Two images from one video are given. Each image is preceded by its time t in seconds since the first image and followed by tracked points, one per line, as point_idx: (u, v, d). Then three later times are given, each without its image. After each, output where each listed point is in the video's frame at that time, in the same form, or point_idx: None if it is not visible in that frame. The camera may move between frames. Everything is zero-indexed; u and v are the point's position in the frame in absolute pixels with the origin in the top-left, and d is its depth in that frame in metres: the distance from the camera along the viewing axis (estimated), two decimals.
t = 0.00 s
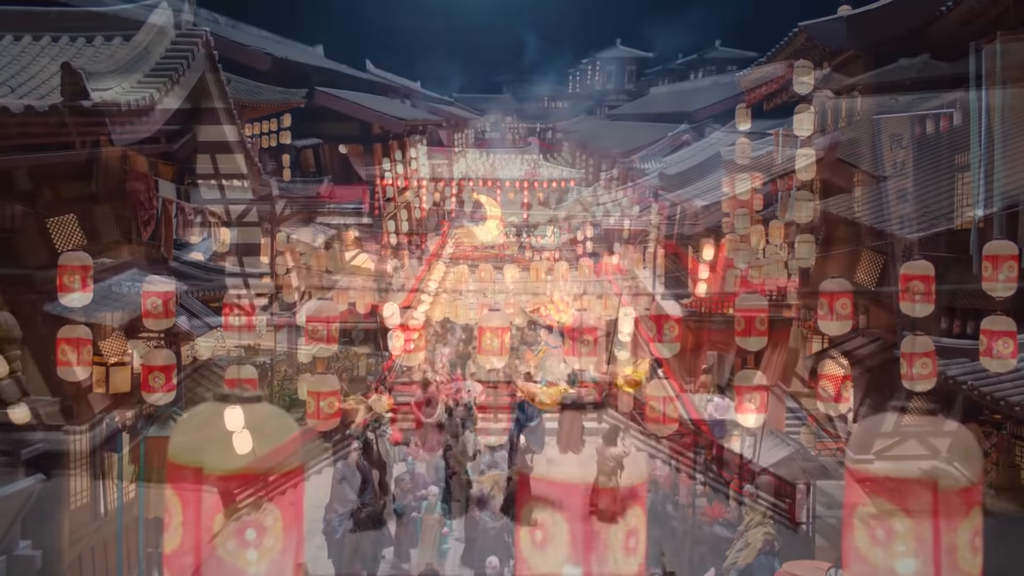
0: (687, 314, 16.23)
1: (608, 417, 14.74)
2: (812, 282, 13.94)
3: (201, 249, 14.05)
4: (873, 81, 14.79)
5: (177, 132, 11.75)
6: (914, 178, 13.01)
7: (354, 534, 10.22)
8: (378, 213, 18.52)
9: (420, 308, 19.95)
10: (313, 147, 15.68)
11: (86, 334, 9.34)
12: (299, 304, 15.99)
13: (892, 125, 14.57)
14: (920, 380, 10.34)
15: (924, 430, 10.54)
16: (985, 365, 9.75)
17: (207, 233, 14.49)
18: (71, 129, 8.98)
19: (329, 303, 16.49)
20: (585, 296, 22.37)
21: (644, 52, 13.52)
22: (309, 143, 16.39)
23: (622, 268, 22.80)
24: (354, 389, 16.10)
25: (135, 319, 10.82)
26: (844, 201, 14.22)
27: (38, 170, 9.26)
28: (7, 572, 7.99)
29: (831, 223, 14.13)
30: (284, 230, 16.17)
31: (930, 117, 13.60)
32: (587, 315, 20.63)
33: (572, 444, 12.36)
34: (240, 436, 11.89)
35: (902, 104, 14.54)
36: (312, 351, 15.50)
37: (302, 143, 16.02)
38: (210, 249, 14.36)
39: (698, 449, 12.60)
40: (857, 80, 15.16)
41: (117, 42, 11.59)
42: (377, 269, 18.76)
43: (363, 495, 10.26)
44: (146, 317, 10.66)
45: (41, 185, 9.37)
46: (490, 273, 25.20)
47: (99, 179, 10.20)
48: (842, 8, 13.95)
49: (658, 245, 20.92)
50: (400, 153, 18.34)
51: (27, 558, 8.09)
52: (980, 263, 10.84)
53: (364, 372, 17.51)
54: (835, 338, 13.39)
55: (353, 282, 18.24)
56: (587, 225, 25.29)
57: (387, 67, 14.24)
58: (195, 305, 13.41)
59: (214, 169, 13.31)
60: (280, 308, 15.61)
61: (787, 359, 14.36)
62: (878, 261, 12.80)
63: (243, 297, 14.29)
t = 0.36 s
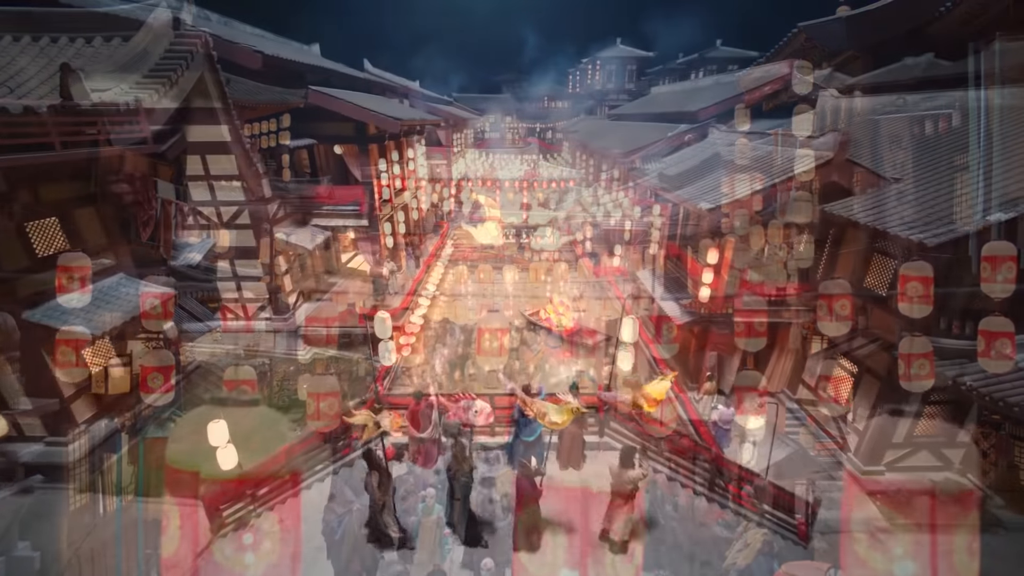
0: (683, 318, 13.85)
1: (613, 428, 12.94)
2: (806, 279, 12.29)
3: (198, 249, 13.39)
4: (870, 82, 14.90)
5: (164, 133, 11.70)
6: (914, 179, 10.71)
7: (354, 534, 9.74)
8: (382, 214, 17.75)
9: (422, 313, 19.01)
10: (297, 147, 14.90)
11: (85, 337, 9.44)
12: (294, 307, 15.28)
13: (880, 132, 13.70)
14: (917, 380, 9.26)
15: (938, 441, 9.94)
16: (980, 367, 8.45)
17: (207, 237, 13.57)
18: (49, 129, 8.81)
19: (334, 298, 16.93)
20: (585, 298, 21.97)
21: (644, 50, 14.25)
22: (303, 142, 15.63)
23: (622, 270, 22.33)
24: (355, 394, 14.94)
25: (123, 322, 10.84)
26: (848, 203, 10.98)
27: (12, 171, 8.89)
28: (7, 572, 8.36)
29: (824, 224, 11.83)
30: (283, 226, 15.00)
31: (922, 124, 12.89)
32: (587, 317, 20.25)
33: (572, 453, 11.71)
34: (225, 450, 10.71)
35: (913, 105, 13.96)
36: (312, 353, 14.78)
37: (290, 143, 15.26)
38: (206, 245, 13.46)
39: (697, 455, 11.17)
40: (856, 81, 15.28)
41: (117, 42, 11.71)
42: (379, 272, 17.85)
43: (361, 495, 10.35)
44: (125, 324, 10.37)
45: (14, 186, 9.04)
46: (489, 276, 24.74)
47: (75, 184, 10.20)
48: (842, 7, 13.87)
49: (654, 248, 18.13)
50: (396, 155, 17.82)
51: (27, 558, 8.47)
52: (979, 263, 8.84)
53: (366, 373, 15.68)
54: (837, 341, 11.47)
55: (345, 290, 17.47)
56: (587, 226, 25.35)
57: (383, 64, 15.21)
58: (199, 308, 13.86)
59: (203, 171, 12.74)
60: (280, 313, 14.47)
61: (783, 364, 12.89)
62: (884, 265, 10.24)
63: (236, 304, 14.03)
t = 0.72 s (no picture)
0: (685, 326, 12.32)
1: (615, 441, 9.73)
2: (809, 281, 11.51)
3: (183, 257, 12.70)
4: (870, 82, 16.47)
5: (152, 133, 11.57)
6: (925, 179, 9.46)
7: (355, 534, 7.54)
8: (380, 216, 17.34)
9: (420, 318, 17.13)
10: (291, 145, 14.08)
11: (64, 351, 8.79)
12: (287, 311, 14.94)
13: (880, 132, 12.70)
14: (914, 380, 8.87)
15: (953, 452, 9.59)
16: (977, 366, 8.14)
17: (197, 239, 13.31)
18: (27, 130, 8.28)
19: (335, 298, 17.07)
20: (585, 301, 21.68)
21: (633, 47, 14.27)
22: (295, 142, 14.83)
23: (623, 272, 22.09)
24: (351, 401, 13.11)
25: (113, 330, 10.37)
26: (855, 204, 9.71)
27: None
28: None
29: (830, 225, 10.78)
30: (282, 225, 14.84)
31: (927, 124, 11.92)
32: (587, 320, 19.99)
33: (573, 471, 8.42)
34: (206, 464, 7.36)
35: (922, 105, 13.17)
36: (305, 356, 14.25)
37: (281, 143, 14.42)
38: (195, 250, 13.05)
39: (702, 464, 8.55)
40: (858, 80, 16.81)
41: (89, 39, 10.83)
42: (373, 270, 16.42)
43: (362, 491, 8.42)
44: (108, 331, 10.01)
45: None
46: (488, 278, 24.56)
47: (61, 185, 9.69)
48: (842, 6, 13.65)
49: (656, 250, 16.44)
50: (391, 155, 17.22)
51: (27, 558, 7.95)
52: (977, 261, 8.08)
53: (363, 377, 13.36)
54: (845, 348, 10.86)
55: (344, 288, 17.84)
56: (587, 227, 25.32)
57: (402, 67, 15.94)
58: (199, 308, 14.17)
59: (193, 172, 12.62)
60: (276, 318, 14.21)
61: (790, 371, 12.41)
62: (896, 269, 9.47)
63: (229, 306, 14.01)
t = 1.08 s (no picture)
0: (690, 330, 11.78)
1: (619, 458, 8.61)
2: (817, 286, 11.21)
3: (172, 261, 12.41)
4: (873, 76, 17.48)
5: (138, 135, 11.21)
6: (943, 181, 8.88)
7: (344, 557, 6.79)
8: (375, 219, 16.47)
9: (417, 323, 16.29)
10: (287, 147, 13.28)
11: (44, 362, 8.35)
12: (279, 317, 14.73)
13: (889, 129, 12.14)
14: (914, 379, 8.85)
15: (972, 466, 9.19)
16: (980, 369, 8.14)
17: (186, 242, 13.06)
18: None
19: (331, 298, 16.91)
20: (585, 304, 21.34)
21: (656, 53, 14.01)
22: (289, 139, 14.03)
23: (624, 273, 21.76)
24: (346, 408, 12.59)
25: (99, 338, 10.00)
26: (869, 207, 9.09)
27: None
28: None
29: (842, 228, 10.40)
30: (276, 228, 14.62)
31: (939, 122, 11.35)
32: (587, 323, 19.64)
33: (576, 500, 7.11)
34: (190, 490, 6.71)
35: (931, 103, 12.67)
36: (297, 362, 14.29)
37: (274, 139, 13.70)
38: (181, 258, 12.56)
39: (711, 485, 7.91)
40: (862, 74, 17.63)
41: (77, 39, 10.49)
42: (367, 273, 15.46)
43: (359, 509, 7.65)
44: (95, 338, 9.73)
45: None
46: (487, 280, 24.26)
47: (40, 186, 9.16)
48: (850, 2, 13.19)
49: (658, 253, 15.93)
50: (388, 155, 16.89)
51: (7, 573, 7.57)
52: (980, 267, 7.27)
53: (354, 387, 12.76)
54: (858, 357, 10.48)
55: (339, 291, 17.47)
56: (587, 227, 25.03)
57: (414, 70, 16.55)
58: (192, 312, 13.86)
59: (183, 174, 12.32)
60: (270, 323, 14.07)
61: (798, 378, 12.12)
62: (914, 277, 9.11)
63: (221, 310, 13.82)
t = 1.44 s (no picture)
0: (695, 337, 11.38)
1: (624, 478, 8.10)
2: (829, 291, 10.78)
3: (159, 266, 12.01)
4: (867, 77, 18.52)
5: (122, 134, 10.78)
6: (963, 182, 8.43)
7: None
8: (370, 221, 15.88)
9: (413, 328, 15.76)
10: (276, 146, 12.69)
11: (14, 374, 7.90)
12: (270, 321, 14.34)
13: (903, 127, 11.68)
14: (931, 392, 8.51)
15: (993, 481, 8.79)
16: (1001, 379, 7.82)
17: (174, 245, 12.62)
18: None
19: (325, 302, 16.49)
20: (586, 307, 20.93)
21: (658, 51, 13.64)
22: (282, 138, 13.57)
23: (626, 276, 21.38)
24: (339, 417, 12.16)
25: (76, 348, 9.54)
26: (886, 209, 8.61)
27: None
28: None
29: (855, 232, 10.00)
30: (269, 230, 14.29)
31: (955, 121, 10.91)
32: (588, 327, 19.22)
33: (576, 522, 6.79)
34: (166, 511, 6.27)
35: (946, 101, 12.24)
36: (289, 368, 13.89)
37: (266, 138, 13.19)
38: (169, 262, 12.16)
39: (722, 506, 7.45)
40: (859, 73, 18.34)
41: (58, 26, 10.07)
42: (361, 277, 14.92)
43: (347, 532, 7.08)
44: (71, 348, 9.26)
45: None
46: (485, 282, 23.85)
47: (14, 188, 8.71)
48: None
49: (660, 256, 15.54)
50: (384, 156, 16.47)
51: None
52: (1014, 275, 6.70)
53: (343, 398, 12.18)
54: (870, 365, 10.06)
55: (333, 295, 17.04)
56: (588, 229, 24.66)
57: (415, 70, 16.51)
58: (181, 318, 13.44)
59: (169, 175, 11.87)
60: (261, 328, 13.69)
61: (807, 386, 11.70)
62: (934, 283, 8.68)
63: (210, 315, 13.44)
